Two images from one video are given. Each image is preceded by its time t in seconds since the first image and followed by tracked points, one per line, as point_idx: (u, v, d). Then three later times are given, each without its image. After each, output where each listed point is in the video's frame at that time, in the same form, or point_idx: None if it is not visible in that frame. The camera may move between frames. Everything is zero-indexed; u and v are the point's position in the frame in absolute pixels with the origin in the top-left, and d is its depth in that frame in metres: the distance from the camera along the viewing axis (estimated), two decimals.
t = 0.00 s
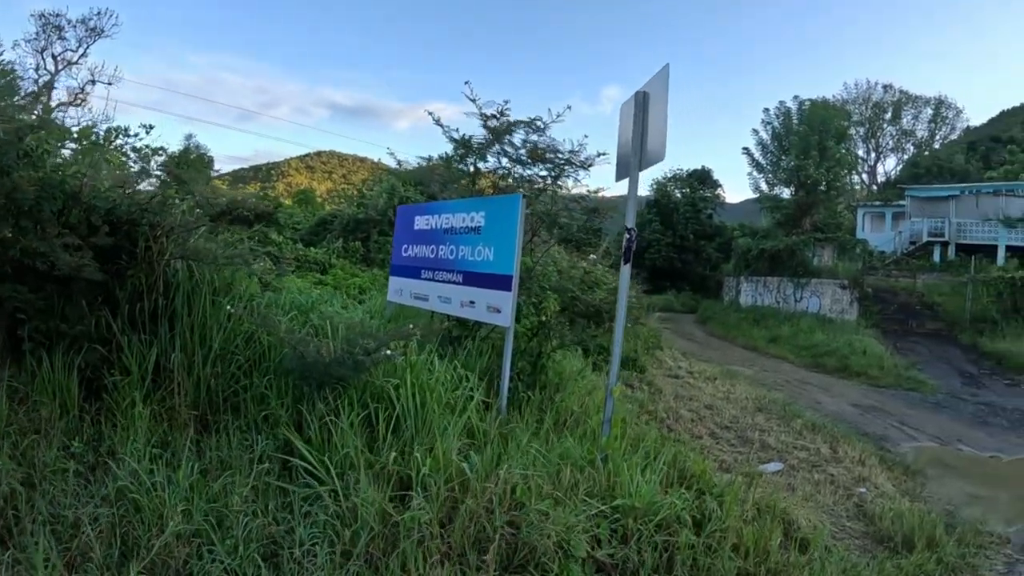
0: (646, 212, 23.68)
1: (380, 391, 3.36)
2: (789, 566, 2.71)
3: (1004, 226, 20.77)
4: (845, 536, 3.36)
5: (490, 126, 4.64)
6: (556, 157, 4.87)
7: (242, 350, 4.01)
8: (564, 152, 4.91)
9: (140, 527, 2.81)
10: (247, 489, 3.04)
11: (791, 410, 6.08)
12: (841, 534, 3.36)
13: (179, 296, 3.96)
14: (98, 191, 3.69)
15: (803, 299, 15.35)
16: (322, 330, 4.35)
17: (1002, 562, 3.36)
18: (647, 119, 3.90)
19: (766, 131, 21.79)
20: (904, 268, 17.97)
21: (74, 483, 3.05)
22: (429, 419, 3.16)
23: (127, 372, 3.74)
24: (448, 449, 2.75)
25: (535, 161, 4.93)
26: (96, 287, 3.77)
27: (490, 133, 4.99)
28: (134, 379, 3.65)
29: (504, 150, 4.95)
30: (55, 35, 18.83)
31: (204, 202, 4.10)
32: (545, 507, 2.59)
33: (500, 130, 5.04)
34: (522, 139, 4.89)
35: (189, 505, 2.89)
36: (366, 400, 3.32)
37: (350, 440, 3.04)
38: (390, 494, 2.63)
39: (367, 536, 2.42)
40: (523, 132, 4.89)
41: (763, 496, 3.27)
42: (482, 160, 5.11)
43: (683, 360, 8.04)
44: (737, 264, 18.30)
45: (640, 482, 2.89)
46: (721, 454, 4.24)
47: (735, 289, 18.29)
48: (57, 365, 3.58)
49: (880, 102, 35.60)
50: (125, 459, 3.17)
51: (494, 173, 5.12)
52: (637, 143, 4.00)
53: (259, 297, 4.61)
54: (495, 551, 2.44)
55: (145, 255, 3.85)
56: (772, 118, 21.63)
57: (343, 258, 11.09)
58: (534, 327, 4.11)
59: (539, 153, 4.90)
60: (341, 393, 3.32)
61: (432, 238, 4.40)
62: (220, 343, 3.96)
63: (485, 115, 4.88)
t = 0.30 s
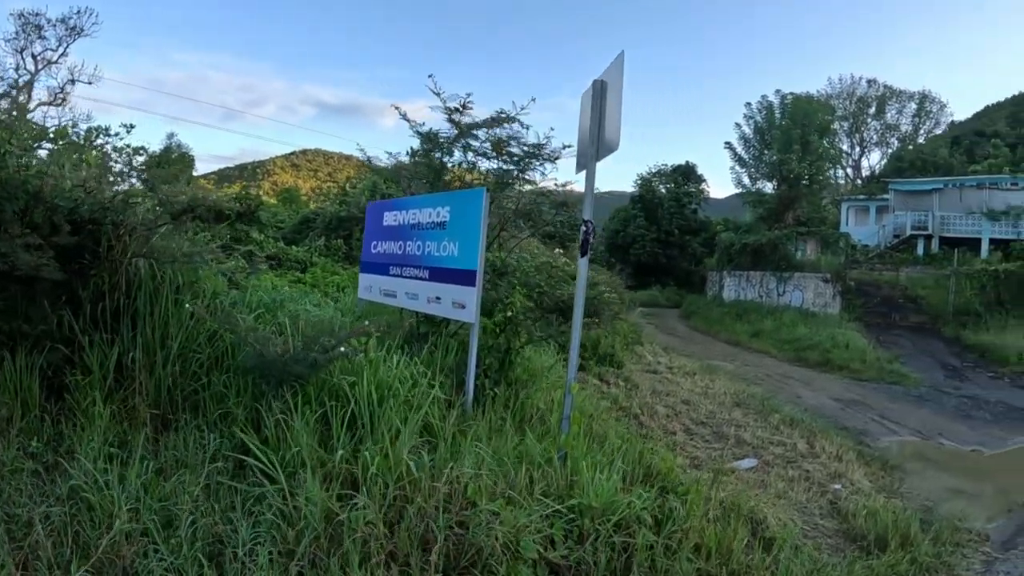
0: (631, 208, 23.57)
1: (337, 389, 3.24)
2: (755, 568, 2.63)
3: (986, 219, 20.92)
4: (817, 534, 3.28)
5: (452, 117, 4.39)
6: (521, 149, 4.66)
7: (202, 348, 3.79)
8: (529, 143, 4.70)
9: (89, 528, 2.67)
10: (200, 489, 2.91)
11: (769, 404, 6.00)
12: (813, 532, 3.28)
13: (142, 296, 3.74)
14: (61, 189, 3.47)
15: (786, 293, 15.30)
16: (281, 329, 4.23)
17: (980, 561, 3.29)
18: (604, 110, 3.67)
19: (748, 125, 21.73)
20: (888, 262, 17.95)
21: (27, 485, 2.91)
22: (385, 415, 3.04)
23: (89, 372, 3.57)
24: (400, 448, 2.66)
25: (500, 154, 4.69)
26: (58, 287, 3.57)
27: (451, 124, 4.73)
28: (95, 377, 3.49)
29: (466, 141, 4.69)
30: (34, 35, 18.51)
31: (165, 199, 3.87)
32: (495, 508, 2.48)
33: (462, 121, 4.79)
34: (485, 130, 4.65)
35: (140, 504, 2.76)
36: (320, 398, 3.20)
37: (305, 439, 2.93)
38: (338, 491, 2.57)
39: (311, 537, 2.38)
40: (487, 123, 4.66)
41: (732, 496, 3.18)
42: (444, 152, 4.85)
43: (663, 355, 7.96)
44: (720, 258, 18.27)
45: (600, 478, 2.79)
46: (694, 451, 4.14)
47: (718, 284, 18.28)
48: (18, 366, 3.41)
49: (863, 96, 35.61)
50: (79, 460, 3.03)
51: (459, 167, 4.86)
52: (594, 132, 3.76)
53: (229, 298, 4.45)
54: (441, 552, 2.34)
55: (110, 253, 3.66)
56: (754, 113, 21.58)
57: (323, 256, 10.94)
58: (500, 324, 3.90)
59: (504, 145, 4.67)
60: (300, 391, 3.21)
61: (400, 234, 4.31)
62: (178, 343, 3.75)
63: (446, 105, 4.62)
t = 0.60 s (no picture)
0: (613, 204, 23.54)
1: (289, 388, 3.12)
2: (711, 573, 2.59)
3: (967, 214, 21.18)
4: (782, 536, 3.21)
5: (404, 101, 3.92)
6: (484, 142, 4.15)
7: (160, 348, 3.61)
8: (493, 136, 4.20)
9: (35, 530, 2.54)
10: (149, 487, 2.79)
11: (743, 401, 5.93)
12: (778, 534, 3.21)
13: (100, 292, 3.53)
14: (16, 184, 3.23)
15: (765, 288, 15.27)
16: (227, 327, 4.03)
17: (950, 563, 3.23)
18: (558, 105, 3.30)
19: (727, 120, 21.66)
20: (868, 256, 18.00)
21: None
22: (335, 413, 2.94)
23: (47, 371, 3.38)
24: (349, 449, 2.61)
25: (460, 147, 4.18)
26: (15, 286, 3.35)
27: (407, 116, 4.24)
28: (53, 376, 3.31)
29: (423, 134, 4.19)
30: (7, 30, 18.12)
31: (122, 198, 3.48)
32: (440, 511, 2.43)
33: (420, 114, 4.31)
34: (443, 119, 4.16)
35: (86, 502, 2.65)
36: (271, 397, 3.08)
37: (256, 438, 2.81)
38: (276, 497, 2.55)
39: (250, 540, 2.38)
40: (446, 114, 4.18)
41: (695, 500, 3.11)
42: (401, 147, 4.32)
43: (638, 351, 7.88)
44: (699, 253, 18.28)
45: (555, 477, 2.73)
46: (661, 449, 4.07)
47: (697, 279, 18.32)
48: None
49: (844, 92, 35.68)
50: (28, 460, 2.88)
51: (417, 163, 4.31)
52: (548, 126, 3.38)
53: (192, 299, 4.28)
54: (380, 555, 2.31)
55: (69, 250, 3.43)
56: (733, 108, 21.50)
57: (301, 253, 10.82)
58: (463, 322, 3.85)
59: (464, 136, 4.16)
60: (255, 389, 3.11)
61: (364, 231, 4.22)
62: (136, 342, 3.55)
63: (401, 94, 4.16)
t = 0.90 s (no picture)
0: (593, 197, 23.60)
1: (253, 384, 2.99)
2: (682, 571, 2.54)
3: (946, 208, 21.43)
4: (756, 532, 3.16)
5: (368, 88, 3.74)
6: (454, 132, 3.94)
7: (125, 344, 3.44)
8: (464, 127, 4.00)
9: None
10: (108, 487, 2.65)
11: (720, 394, 5.90)
12: (753, 530, 3.16)
13: (63, 290, 3.37)
14: None
15: (745, 281, 15.29)
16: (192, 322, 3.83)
17: (929, 559, 3.19)
18: (524, 95, 3.14)
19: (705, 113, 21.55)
20: (848, 250, 18.10)
21: None
22: (298, 408, 2.82)
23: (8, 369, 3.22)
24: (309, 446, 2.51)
25: (430, 138, 3.98)
26: None
27: (376, 107, 4.06)
28: (14, 375, 3.16)
29: (391, 125, 4.01)
30: None
31: (87, 192, 3.32)
32: (400, 511, 2.35)
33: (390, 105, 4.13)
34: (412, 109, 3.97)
35: (42, 505, 2.51)
36: (233, 394, 2.95)
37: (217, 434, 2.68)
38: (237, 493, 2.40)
39: (207, 538, 2.24)
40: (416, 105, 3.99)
41: (667, 496, 3.04)
42: (370, 139, 4.14)
43: (615, 344, 7.83)
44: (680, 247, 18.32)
45: (522, 472, 2.64)
46: (636, 443, 4.02)
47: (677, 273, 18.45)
48: None
49: (824, 87, 35.87)
50: None
51: (386, 156, 4.12)
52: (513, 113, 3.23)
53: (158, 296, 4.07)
54: (337, 555, 2.23)
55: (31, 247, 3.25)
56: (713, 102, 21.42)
57: (280, 248, 10.70)
58: (433, 315, 3.75)
59: (434, 127, 3.97)
60: (219, 386, 2.98)
61: (334, 224, 4.10)
62: (100, 338, 3.39)
63: (369, 83, 3.99)
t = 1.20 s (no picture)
0: (576, 191, 23.54)
1: (220, 386, 2.87)
2: None
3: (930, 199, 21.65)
4: (745, 532, 3.08)
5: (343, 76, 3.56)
6: (429, 123, 3.80)
7: (92, 345, 3.27)
8: (438, 119, 3.86)
9: None
10: (69, 496, 2.52)
11: (706, 388, 5.83)
12: (742, 530, 3.08)
13: (28, 291, 3.17)
14: None
15: (730, 274, 15.28)
16: (156, 322, 3.63)
17: (923, 557, 3.13)
18: (496, 81, 3.00)
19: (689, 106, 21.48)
20: (833, 242, 18.15)
21: None
22: (266, 411, 2.72)
23: None
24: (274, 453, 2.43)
25: (403, 129, 3.82)
26: None
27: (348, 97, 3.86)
28: None
29: (365, 116, 3.82)
30: None
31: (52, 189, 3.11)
32: (368, 521, 2.27)
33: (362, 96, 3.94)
34: (386, 99, 3.81)
35: None
36: (199, 396, 2.82)
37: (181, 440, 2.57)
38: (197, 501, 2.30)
39: (165, 550, 2.13)
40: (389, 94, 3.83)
41: (652, 498, 2.96)
42: (343, 131, 3.93)
43: (599, 338, 7.75)
44: (664, 240, 18.30)
45: (498, 474, 2.57)
46: (620, 441, 3.93)
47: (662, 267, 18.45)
48: None
49: (808, 81, 35.96)
50: None
51: (358, 148, 3.94)
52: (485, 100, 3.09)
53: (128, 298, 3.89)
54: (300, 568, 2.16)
55: None
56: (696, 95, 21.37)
57: (261, 245, 10.53)
58: (410, 311, 3.59)
59: (407, 118, 3.81)
60: (187, 389, 2.85)
61: (308, 220, 3.98)
62: (66, 340, 3.22)
63: (341, 73, 3.80)
